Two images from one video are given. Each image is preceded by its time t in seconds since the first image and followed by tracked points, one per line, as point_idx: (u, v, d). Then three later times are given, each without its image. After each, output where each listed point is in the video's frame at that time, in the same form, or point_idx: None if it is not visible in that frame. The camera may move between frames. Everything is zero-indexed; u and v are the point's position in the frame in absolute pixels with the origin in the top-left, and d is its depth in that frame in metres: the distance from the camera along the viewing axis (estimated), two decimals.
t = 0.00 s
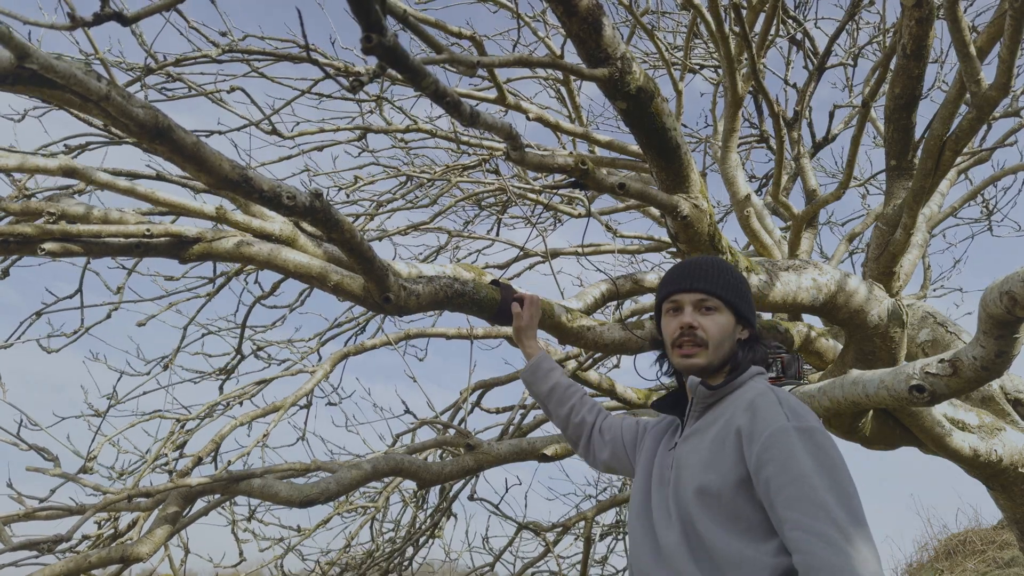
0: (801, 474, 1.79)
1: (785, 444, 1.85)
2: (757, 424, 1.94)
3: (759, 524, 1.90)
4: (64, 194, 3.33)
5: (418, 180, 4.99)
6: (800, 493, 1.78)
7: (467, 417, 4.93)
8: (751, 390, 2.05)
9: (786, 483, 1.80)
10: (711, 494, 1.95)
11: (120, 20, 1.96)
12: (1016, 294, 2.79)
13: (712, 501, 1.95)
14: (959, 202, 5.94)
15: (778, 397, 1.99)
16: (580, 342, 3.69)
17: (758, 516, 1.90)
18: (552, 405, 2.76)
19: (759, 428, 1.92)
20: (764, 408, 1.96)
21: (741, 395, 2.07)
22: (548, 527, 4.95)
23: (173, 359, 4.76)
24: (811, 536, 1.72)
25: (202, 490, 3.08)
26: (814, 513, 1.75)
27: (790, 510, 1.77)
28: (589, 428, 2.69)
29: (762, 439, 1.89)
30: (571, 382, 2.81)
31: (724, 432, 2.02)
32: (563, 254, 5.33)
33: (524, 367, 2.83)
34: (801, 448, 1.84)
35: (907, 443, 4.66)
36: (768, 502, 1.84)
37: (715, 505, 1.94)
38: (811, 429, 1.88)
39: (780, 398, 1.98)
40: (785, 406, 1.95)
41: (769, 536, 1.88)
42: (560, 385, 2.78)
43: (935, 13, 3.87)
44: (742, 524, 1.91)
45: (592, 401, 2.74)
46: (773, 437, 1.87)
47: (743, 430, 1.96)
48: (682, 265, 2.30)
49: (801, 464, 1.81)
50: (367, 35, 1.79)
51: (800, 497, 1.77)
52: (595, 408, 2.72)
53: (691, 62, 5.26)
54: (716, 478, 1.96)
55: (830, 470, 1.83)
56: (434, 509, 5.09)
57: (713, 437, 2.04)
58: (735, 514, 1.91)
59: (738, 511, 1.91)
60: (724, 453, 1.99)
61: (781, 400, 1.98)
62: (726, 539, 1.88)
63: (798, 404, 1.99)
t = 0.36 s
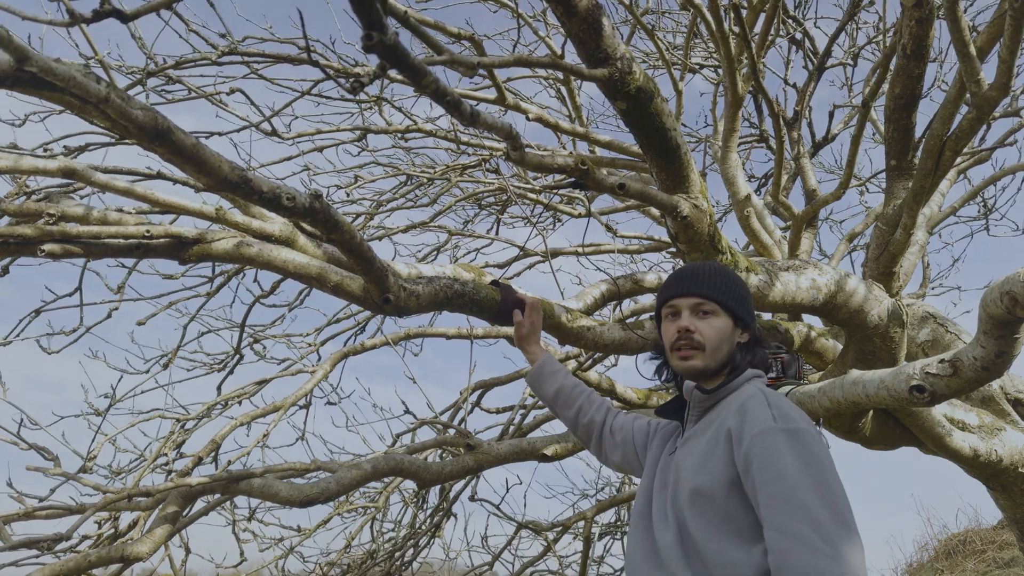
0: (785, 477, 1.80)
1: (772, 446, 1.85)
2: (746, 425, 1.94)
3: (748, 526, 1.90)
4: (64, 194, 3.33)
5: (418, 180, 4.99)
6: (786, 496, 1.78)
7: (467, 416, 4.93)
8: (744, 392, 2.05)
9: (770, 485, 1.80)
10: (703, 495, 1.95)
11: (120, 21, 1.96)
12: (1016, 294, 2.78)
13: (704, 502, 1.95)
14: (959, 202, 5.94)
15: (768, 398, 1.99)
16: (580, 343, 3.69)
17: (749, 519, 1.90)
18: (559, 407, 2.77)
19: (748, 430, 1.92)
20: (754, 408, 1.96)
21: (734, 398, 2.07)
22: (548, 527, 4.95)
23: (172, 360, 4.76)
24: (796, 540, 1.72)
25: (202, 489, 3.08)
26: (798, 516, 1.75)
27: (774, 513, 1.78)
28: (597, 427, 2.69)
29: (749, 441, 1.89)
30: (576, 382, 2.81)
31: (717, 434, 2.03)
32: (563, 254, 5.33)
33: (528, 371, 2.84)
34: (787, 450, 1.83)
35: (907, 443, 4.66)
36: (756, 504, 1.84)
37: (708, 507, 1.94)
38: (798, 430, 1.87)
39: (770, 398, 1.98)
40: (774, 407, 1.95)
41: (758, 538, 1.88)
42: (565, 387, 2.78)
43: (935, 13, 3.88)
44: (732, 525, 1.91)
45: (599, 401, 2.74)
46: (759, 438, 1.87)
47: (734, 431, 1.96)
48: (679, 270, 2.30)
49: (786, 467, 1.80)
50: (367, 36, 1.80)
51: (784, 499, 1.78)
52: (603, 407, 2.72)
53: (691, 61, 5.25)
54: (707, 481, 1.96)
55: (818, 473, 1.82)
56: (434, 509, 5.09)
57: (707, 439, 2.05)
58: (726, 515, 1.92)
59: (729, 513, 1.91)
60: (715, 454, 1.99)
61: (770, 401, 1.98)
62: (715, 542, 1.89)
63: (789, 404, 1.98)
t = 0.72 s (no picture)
0: (775, 483, 1.79)
1: (763, 451, 1.84)
2: (738, 430, 1.94)
3: (742, 530, 1.89)
4: (64, 195, 3.33)
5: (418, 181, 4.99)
6: (776, 502, 1.77)
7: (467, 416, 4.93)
8: (738, 396, 2.05)
9: (760, 492, 1.80)
10: (696, 500, 1.95)
11: (119, 21, 1.95)
12: (1016, 294, 2.78)
13: (698, 507, 1.95)
14: (959, 202, 5.94)
15: (761, 402, 1.98)
16: (580, 343, 3.69)
17: (742, 524, 1.90)
18: (557, 404, 2.77)
19: (740, 435, 1.92)
20: (746, 413, 1.96)
21: (729, 401, 2.06)
22: (548, 527, 4.95)
23: (172, 360, 4.75)
24: (785, 546, 1.72)
25: (201, 490, 3.07)
26: (788, 523, 1.75)
27: (763, 520, 1.78)
28: (595, 422, 2.69)
29: (740, 447, 1.89)
30: (572, 379, 2.80)
31: (711, 438, 2.03)
32: (563, 254, 5.33)
33: (524, 370, 2.84)
34: (778, 456, 1.83)
35: (907, 443, 4.66)
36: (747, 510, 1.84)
37: (701, 512, 1.94)
38: (790, 435, 1.86)
39: (763, 402, 1.98)
40: (766, 412, 1.94)
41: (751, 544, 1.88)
42: (561, 384, 2.78)
43: (936, 13, 3.88)
44: (726, 530, 1.91)
45: (596, 396, 2.74)
46: (751, 444, 1.87)
47: (727, 436, 1.96)
48: (671, 271, 2.30)
49: (776, 473, 1.80)
50: (366, 37, 1.79)
51: (773, 506, 1.77)
52: (601, 402, 2.72)
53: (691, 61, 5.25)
54: (701, 486, 1.97)
55: (809, 479, 1.81)
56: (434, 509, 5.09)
57: (702, 443, 2.05)
58: (719, 521, 1.91)
59: (723, 518, 1.91)
60: (709, 459, 2.00)
61: (763, 405, 1.97)
62: (708, 547, 1.89)
63: (783, 408, 1.98)
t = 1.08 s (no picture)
0: (773, 486, 1.79)
1: (760, 454, 1.84)
2: (736, 431, 1.94)
3: (739, 531, 1.90)
4: (64, 195, 3.33)
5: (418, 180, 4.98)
6: (773, 505, 1.77)
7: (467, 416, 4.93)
8: (737, 396, 2.05)
9: (757, 495, 1.80)
10: (693, 501, 1.95)
11: (120, 20, 1.95)
12: (1015, 294, 2.78)
13: (694, 508, 1.95)
14: (959, 202, 5.94)
15: (759, 403, 1.98)
16: (580, 343, 3.69)
17: (738, 525, 1.90)
18: (553, 402, 2.76)
19: (738, 436, 1.92)
20: (744, 414, 1.96)
21: (729, 400, 2.07)
22: (549, 527, 4.95)
23: (172, 360, 4.76)
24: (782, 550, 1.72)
25: (202, 490, 3.06)
26: (785, 526, 1.75)
27: (760, 523, 1.78)
28: (593, 419, 2.69)
29: (738, 449, 1.89)
30: (568, 377, 2.80)
31: (709, 438, 2.02)
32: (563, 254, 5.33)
33: (520, 369, 2.83)
34: (775, 459, 1.83)
35: (907, 443, 4.66)
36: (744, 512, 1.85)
37: (698, 513, 1.94)
38: (788, 437, 1.86)
39: (761, 403, 1.97)
40: (764, 413, 1.94)
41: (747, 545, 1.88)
42: (558, 382, 2.77)
43: (936, 13, 3.88)
44: (722, 531, 1.91)
45: (593, 393, 2.74)
46: (749, 446, 1.87)
47: (725, 437, 1.96)
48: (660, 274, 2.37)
49: (774, 476, 1.80)
50: (367, 36, 1.79)
51: (770, 510, 1.77)
52: (598, 399, 2.72)
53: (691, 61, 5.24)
54: (698, 486, 1.97)
55: (806, 482, 1.81)
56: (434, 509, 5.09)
57: (701, 442, 2.05)
58: (716, 522, 1.92)
59: (720, 519, 1.92)
60: (707, 459, 2.00)
61: (762, 406, 1.97)
62: (704, 549, 1.89)
63: (782, 409, 1.97)
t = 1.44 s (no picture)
0: (789, 483, 1.79)
1: (779, 450, 1.84)
2: (756, 426, 1.94)
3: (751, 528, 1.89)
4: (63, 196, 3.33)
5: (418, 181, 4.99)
6: (789, 502, 1.77)
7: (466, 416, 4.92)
8: (759, 392, 2.04)
9: (772, 491, 1.80)
10: (707, 495, 1.95)
11: (119, 23, 1.96)
12: (1016, 294, 2.78)
13: (708, 502, 1.95)
14: (959, 202, 5.93)
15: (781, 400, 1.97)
16: (580, 342, 3.69)
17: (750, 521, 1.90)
18: (561, 394, 2.76)
19: (758, 432, 1.92)
20: (765, 409, 1.95)
21: (751, 396, 2.06)
22: (548, 527, 4.95)
23: (172, 360, 4.76)
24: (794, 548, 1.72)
25: (201, 490, 3.06)
26: (799, 524, 1.75)
27: (774, 520, 1.78)
28: (603, 407, 2.69)
29: (757, 444, 1.89)
30: (573, 368, 2.80)
31: (728, 432, 2.02)
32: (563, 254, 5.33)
33: (524, 364, 2.82)
34: (794, 456, 1.83)
35: (907, 443, 4.66)
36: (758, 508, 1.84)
37: (711, 507, 1.94)
38: (808, 436, 1.86)
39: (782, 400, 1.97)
40: (785, 410, 1.94)
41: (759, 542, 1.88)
42: (564, 373, 2.77)
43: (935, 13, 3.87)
44: (734, 527, 1.91)
45: (600, 382, 2.74)
46: (768, 441, 1.87)
47: (744, 432, 1.96)
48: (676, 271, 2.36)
49: (791, 473, 1.80)
50: (365, 37, 1.79)
51: (786, 507, 1.77)
52: (606, 387, 2.72)
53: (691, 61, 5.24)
54: (713, 481, 1.97)
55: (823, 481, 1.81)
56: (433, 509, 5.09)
57: (719, 436, 2.05)
58: (728, 517, 1.92)
59: (733, 514, 1.91)
60: (724, 453, 1.99)
61: (783, 403, 1.97)
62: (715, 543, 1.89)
63: (803, 407, 1.97)
